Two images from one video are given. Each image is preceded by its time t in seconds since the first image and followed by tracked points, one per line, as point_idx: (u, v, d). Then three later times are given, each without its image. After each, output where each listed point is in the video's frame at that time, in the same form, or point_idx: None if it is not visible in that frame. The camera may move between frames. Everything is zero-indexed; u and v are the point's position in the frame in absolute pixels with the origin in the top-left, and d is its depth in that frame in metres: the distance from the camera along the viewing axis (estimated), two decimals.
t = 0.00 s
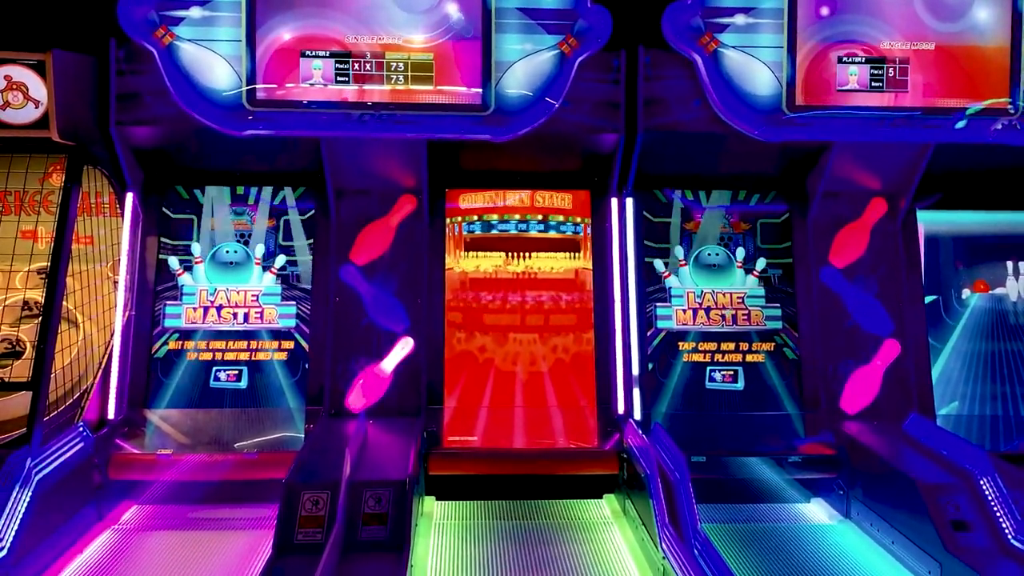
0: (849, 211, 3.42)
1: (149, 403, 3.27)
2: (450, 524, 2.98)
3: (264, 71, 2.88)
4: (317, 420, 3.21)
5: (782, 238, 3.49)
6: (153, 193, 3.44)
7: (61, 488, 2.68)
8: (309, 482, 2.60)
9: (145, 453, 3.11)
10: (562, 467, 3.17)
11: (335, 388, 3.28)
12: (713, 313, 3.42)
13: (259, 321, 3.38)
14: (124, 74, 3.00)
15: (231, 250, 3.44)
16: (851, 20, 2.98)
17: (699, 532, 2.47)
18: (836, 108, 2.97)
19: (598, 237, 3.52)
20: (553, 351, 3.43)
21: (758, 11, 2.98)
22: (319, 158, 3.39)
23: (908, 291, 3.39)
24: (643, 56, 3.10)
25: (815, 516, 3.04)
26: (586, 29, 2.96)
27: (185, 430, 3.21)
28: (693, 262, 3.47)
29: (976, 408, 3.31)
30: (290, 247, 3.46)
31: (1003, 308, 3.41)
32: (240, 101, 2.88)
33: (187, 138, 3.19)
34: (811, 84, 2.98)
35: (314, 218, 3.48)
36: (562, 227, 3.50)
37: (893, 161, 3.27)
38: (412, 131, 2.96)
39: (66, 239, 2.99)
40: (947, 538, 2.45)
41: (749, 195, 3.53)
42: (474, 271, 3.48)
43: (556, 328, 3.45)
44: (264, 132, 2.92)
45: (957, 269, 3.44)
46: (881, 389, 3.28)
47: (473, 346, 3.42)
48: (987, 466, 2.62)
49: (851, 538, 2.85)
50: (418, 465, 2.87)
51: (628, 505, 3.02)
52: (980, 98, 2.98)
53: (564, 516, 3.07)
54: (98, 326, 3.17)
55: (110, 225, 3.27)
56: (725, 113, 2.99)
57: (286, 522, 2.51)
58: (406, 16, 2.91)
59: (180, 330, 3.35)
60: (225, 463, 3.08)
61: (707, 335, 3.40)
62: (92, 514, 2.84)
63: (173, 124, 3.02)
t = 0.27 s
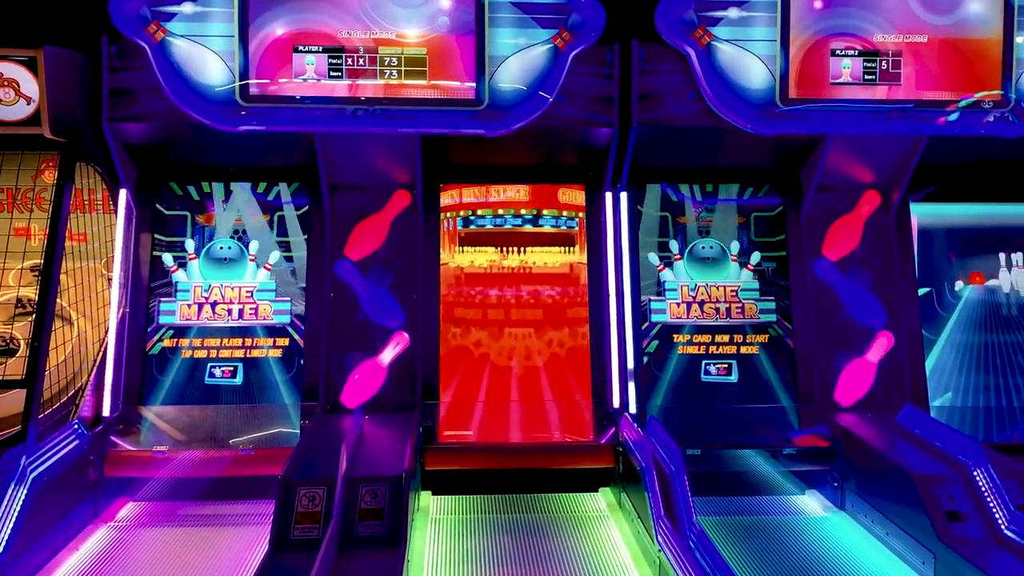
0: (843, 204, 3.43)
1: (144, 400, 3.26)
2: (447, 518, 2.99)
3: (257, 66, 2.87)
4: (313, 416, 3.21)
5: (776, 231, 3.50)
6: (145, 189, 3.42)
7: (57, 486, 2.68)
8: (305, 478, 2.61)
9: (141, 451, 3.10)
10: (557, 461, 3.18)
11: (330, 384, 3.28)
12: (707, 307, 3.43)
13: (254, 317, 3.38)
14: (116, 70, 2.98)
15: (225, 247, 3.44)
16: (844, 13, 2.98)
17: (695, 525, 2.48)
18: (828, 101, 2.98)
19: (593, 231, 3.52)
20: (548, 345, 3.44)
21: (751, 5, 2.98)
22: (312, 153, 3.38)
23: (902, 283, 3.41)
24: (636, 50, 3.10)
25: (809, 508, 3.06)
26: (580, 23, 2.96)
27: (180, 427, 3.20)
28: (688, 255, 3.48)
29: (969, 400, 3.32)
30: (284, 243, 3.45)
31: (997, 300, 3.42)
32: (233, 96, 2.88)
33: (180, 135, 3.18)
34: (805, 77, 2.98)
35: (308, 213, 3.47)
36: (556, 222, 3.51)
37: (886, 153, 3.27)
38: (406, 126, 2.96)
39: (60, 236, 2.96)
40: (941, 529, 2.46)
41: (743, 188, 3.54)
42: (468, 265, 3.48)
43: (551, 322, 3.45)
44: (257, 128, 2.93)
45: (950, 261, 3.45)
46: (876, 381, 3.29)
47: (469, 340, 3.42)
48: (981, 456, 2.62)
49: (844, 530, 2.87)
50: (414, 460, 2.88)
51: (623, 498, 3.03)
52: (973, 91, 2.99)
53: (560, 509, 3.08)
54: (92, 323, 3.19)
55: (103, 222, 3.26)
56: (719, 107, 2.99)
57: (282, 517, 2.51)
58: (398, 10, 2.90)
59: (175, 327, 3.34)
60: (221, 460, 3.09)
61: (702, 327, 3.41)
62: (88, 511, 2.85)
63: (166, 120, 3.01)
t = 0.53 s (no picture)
0: (837, 202, 3.44)
1: (137, 393, 3.26)
2: (440, 514, 2.99)
3: (252, 60, 2.86)
4: (306, 411, 3.17)
5: (771, 229, 3.50)
6: (139, 182, 3.41)
7: (49, 480, 2.67)
8: (300, 473, 2.62)
9: (132, 445, 3.07)
10: (551, 457, 3.18)
11: (324, 379, 3.27)
12: (701, 304, 3.44)
13: (248, 312, 3.37)
14: (110, 62, 2.96)
15: (218, 241, 3.43)
16: (840, 12, 2.98)
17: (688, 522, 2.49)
18: (823, 100, 2.99)
19: (588, 227, 3.52)
20: (542, 342, 3.44)
21: (748, 3, 2.98)
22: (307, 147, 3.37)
23: (895, 282, 3.42)
24: (633, 47, 3.10)
25: (801, 505, 3.08)
26: (577, 20, 2.95)
27: (172, 421, 3.16)
28: (682, 253, 3.48)
29: (961, 399, 3.34)
30: (278, 237, 3.44)
31: (989, 299, 3.43)
32: (228, 90, 2.87)
33: (174, 129, 3.17)
34: (800, 76, 2.99)
35: (303, 208, 3.47)
36: (551, 218, 3.51)
37: (881, 153, 3.28)
38: (402, 121, 2.95)
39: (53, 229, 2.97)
40: (933, 528, 2.46)
41: (738, 186, 3.55)
42: (463, 261, 3.48)
43: (545, 318, 3.45)
44: (252, 121, 2.90)
45: (943, 261, 3.46)
46: (868, 379, 3.30)
47: (463, 336, 3.41)
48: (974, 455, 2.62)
49: (835, 527, 2.89)
50: (408, 456, 2.88)
51: (617, 495, 3.04)
52: (967, 92, 3.00)
53: (553, 506, 3.09)
54: (85, 317, 3.16)
55: (97, 214, 3.25)
56: (714, 105, 3.00)
57: (275, 513, 2.53)
58: (394, 5, 2.89)
59: (168, 321, 3.33)
60: (213, 454, 3.09)
61: (696, 325, 3.42)
62: (80, 505, 2.84)
63: (160, 113, 3.00)
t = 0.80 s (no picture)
0: (837, 207, 3.45)
1: (134, 387, 3.25)
2: (435, 512, 2.98)
3: (255, 55, 2.86)
4: (303, 407, 3.16)
5: (772, 232, 3.50)
6: (139, 175, 3.41)
7: (44, 471, 2.67)
8: (296, 469, 2.62)
9: (129, 438, 3.07)
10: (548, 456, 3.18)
11: (321, 375, 3.26)
12: (698, 307, 3.44)
13: (246, 306, 3.36)
14: (112, 54, 2.96)
15: (218, 234, 3.41)
16: (843, 16, 2.99)
17: (684, 523, 2.49)
18: (825, 105, 2.99)
19: (588, 228, 3.52)
20: (541, 341, 3.44)
21: (751, 6, 2.99)
22: (309, 143, 3.36)
23: (894, 287, 3.42)
24: (636, 48, 3.10)
25: (796, 508, 3.07)
26: (581, 20, 2.95)
27: (169, 415, 3.15)
28: (682, 254, 3.48)
29: (958, 405, 3.34)
30: (277, 232, 3.44)
31: (988, 306, 3.43)
32: (230, 84, 2.87)
33: (175, 122, 3.16)
34: (803, 79, 2.99)
35: (303, 204, 3.46)
36: (551, 218, 3.51)
37: (883, 158, 3.28)
38: (404, 118, 2.95)
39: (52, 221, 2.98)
40: (929, 532, 2.48)
41: (739, 189, 3.55)
42: (462, 259, 3.47)
43: (544, 317, 3.45)
44: (254, 116, 2.91)
45: (942, 267, 3.47)
46: (866, 384, 3.30)
47: (461, 335, 3.41)
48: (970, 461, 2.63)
49: (829, 531, 2.90)
50: (405, 454, 2.87)
51: (613, 495, 3.04)
52: (969, 98, 3.01)
53: (548, 505, 3.09)
54: (84, 309, 3.17)
55: (96, 207, 3.25)
56: (715, 106, 3.00)
57: (272, 508, 2.52)
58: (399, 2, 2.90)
59: (166, 315, 3.32)
60: (210, 449, 3.09)
61: (694, 327, 3.42)
62: (76, 497, 2.84)
63: (162, 106, 2.99)
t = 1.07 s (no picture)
0: (841, 214, 3.45)
1: (137, 385, 3.26)
2: (437, 514, 2.99)
3: (262, 56, 2.87)
4: (306, 407, 3.16)
5: (776, 239, 3.51)
6: (144, 175, 3.40)
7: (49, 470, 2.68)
8: (300, 469, 2.63)
9: (132, 438, 3.09)
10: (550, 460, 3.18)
11: (324, 377, 3.26)
12: (701, 312, 3.44)
13: (249, 307, 3.37)
14: (121, 54, 2.98)
15: (224, 234, 3.43)
16: (848, 25, 3.00)
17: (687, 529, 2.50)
18: (830, 112, 3.00)
19: (592, 232, 3.53)
20: (544, 345, 3.44)
21: (758, 13, 3.00)
22: (314, 145, 3.37)
23: (897, 295, 3.42)
24: (642, 54, 3.12)
25: (798, 514, 3.07)
26: (588, 25, 2.96)
27: (171, 415, 3.17)
28: (686, 260, 3.49)
29: (959, 413, 3.34)
30: (282, 233, 3.45)
31: (991, 314, 3.44)
32: (238, 86, 2.88)
33: (183, 123, 3.17)
34: (808, 87, 3.00)
35: (308, 205, 3.47)
36: (556, 222, 3.52)
37: (887, 166, 3.29)
38: (411, 121, 2.96)
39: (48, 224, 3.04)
40: (932, 540, 2.49)
41: (743, 195, 3.56)
42: (466, 262, 3.48)
43: (547, 321, 3.46)
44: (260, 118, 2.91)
45: (945, 275, 3.47)
46: (869, 392, 3.30)
47: (464, 338, 3.42)
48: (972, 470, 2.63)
49: (830, 537, 2.90)
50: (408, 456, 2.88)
51: (615, 500, 3.05)
52: (972, 107, 3.02)
53: (550, 509, 3.09)
54: (88, 308, 3.20)
55: (103, 206, 3.28)
56: (720, 113, 3.01)
57: (275, 508, 2.53)
58: (407, 5, 2.91)
59: (170, 314, 3.33)
60: (213, 449, 3.11)
61: (697, 333, 3.42)
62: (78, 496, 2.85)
63: (169, 107, 3.01)
